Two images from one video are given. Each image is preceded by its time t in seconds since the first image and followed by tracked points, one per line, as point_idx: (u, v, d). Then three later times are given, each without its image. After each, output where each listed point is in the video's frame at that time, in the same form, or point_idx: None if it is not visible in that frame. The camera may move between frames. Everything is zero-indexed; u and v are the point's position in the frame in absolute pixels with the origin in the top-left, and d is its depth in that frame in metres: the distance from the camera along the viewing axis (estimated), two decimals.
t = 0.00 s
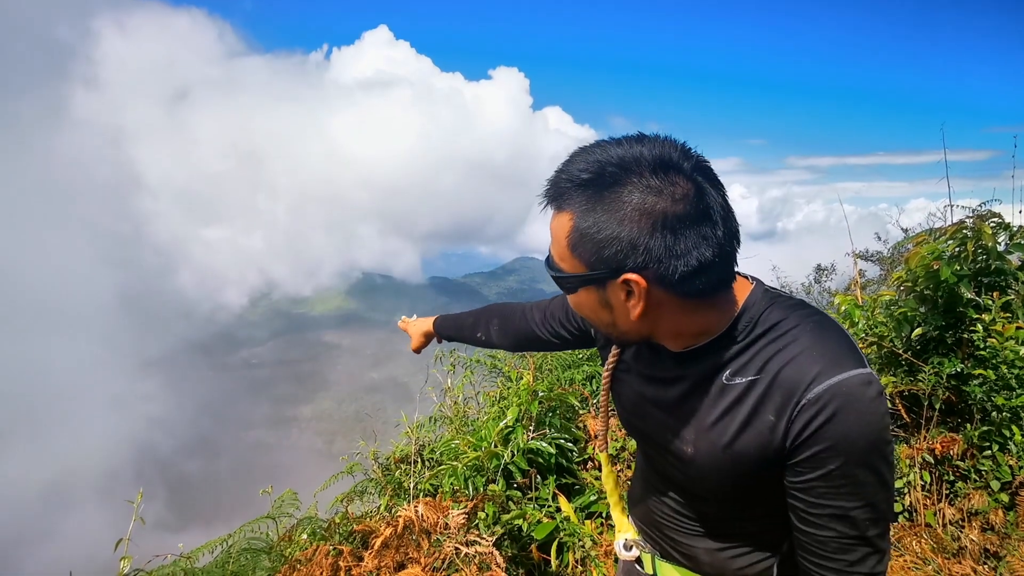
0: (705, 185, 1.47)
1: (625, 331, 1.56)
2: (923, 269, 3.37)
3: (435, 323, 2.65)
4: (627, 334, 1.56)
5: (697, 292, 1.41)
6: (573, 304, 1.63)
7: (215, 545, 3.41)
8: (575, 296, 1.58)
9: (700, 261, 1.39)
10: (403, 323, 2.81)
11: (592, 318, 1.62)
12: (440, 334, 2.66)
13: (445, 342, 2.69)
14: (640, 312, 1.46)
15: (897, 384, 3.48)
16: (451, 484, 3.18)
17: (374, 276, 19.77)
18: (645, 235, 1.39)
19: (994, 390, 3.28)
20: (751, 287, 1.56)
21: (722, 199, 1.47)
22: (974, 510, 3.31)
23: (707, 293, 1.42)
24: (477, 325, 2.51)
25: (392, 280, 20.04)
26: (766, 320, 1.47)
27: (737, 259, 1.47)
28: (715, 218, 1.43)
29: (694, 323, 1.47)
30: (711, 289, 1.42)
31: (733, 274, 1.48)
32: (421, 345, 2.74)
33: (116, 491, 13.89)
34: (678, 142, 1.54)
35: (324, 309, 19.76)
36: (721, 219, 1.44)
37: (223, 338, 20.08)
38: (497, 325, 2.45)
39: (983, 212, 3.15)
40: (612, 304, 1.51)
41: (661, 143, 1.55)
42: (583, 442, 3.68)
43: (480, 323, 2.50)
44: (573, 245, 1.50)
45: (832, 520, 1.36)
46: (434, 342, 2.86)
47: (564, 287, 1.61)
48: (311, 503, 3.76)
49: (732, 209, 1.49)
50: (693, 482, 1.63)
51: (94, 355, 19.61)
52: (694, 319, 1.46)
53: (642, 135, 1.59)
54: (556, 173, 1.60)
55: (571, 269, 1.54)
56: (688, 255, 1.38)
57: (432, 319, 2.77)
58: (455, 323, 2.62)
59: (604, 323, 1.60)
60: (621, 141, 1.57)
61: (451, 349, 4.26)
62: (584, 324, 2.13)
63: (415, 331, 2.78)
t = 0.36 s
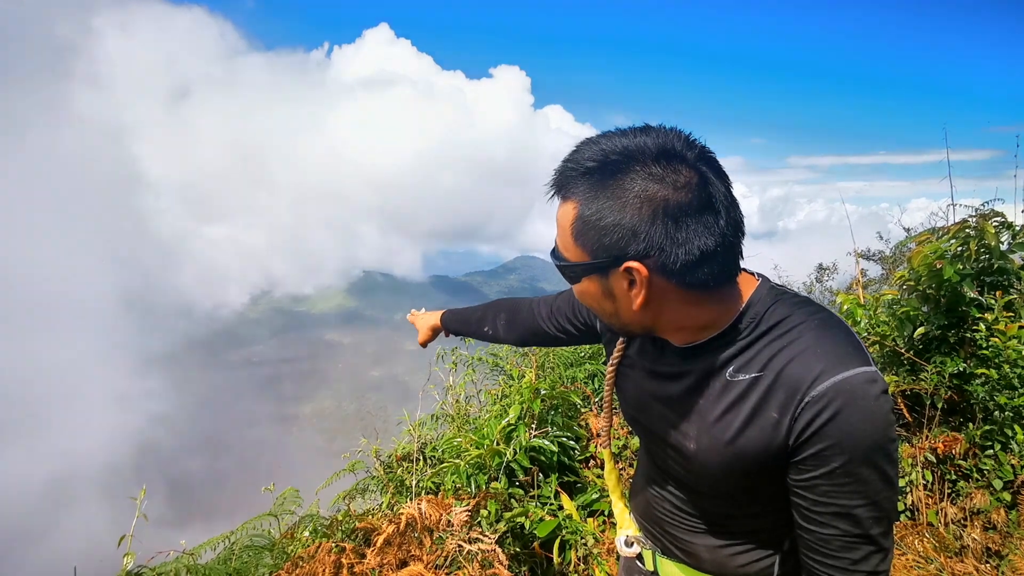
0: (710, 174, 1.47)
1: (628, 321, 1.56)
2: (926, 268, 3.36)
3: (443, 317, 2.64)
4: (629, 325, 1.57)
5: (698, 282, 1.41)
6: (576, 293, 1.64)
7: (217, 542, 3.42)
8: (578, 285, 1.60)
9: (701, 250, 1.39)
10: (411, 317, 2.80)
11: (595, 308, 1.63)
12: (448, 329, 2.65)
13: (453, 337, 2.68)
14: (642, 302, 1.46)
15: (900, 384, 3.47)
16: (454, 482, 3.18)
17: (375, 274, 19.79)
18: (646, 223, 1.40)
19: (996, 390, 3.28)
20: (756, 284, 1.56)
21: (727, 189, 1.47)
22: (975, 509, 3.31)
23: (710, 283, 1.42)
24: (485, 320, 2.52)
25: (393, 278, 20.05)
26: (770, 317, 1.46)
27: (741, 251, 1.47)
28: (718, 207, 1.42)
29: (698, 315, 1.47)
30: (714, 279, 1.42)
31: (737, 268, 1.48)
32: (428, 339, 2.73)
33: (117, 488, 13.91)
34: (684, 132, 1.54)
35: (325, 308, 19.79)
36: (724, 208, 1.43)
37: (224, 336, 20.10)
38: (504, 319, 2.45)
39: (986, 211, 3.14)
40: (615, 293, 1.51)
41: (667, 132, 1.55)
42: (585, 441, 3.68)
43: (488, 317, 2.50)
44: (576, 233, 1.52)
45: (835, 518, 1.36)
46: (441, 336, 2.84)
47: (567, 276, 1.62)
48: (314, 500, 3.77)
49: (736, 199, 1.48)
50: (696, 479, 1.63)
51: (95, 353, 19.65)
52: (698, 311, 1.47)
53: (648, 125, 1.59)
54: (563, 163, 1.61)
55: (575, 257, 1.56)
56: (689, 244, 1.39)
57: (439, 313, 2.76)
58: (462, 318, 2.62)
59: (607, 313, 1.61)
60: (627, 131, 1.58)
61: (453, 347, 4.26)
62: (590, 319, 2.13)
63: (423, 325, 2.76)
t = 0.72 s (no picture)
0: (717, 166, 1.47)
1: (630, 314, 1.56)
2: (927, 268, 3.35)
3: (448, 313, 2.65)
4: (631, 317, 1.57)
5: (702, 274, 1.41)
6: (580, 285, 1.64)
7: (218, 538, 3.42)
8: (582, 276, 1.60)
9: (706, 240, 1.39)
10: (416, 313, 2.81)
11: (597, 300, 1.63)
12: (453, 325, 2.66)
13: (458, 334, 2.68)
14: (645, 292, 1.46)
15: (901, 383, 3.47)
16: (455, 479, 3.18)
17: (376, 272, 19.79)
18: (651, 213, 1.41)
19: (997, 389, 3.28)
20: (760, 280, 1.56)
21: (733, 182, 1.47)
22: (976, 508, 3.32)
23: (714, 275, 1.42)
24: (489, 317, 2.52)
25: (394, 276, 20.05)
26: (773, 314, 1.46)
27: (746, 245, 1.47)
28: (723, 199, 1.42)
29: (700, 310, 1.47)
30: (718, 272, 1.42)
31: (741, 264, 1.48)
32: (433, 335, 2.73)
33: (118, 485, 13.93)
34: (691, 123, 1.54)
35: (325, 305, 19.80)
36: (730, 199, 1.43)
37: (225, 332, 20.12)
38: (508, 316, 2.45)
39: (989, 211, 3.13)
40: (618, 284, 1.51)
41: (675, 124, 1.55)
42: (586, 438, 3.69)
43: (492, 314, 2.51)
44: (581, 223, 1.52)
45: (838, 516, 1.37)
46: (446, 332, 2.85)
47: (570, 266, 1.62)
48: (314, 497, 3.77)
49: (742, 191, 1.48)
50: (698, 476, 1.63)
51: (96, 349, 19.67)
52: (701, 305, 1.47)
53: (656, 117, 1.60)
54: (569, 153, 1.61)
55: (579, 247, 1.55)
56: (694, 234, 1.39)
57: (445, 309, 2.76)
58: (467, 314, 2.62)
59: (609, 305, 1.60)
60: (636, 121, 1.58)
61: (454, 344, 4.25)
62: (594, 315, 2.13)
63: (428, 321, 2.78)
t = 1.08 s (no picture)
0: (733, 154, 1.47)
1: (641, 302, 1.56)
2: (930, 267, 3.34)
3: (457, 306, 2.65)
4: (641, 306, 1.57)
5: (715, 262, 1.41)
6: (592, 272, 1.64)
7: (219, 536, 3.42)
8: (594, 263, 1.59)
9: (721, 227, 1.39)
10: (425, 306, 2.81)
11: (608, 288, 1.63)
12: (461, 318, 2.66)
13: (467, 327, 2.69)
14: (656, 280, 1.46)
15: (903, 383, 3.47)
16: (456, 477, 3.18)
17: (377, 270, 19.80)
18: (667, 198, 1.41)
19: (999, 389, 3.28)
20: (772, 277, 1.56)
21: (749, 170, 1.47)
22: (978, 508, 3.32)
23: (727, 262, 1.42)
24: (498, 310, 2.52)
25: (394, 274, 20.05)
26: (785, 311, 1.46)
27: (760, 237, 1.47)
28: (738, 186, 1.43)
29: (712, 301, 1.47)
30: (731, 260, 1.42)
31: (753, 258, 1.48)
32: (442, 327, 2.73)
33: (119, 482, 13.97)
34: (708, 113, 1.55)
35: (327, 304, 19.81)
36: (745, 188, 1.44)
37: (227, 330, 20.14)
38: (518, 309, 2.45)
39: (991, 211, 3.12)
40: (630, 271, 1.51)
41: (692, 111, 1.56)
42: (588, 437, 3.70)
43: (501, 307, 2.51)
44: (595, 207, 1.53)
45: (847, 515, 1.36)
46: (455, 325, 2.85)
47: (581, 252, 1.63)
48: (316, 495, 3.78)
49: (758, 179, 1.48)
50: (705, 474, 1.63)
51: (97, 346, 19.69)
52: (713, 297, 1.47)
53: (673, 106, 1.60)
54: (586, 140, 1.62)
55: (592, 233, 1.55)
56: (708, 220, 1.39)
57: (454, 302, 2.76)
58: (477, 307, 2.62)
59: (620, 294, 1.60)
60: (653, 110, 1.59)
61: (455, 342, 4.25)
62: (602, 310, 2.13)
63: (438, 314, 2.78)
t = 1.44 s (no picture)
0: (752, 146, 1.46)
1: (652, 295, 1.55)
2: (932, 267, 3.33)
3: (464, 300, 2.64)
4: (651, 299, 1.56)
5: (729, 256, 1.41)
6: (603, 263, 1.63)
7: (221, 533, 3.43)
8: (607, 253, 1.59)
9: (738, 219, 1.39)
10: (432, 298, 2.80)
11: (619, 280, 1.62)
12: (468, 312, 2.65)
13: (473, 320, 2.68)
14: (669, 271, 1.46)
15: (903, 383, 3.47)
16: (457, 476, 3.18)
17: (378, 268, 19.79)
18: (684, 188, 1.41)
19: (1000, 389, 3.28)
20: (781, 275, 1.55)
21: (768, 163, 1.46)
22: (978, 508, 3.32)
23: (742, 256, 1.41)
24: (505, 304, 2.51)
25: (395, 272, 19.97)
26: (793, 311, 1.46)
27: (774, 234, 1.46)
28: (756, 179, 1.42)
29: (725, 296, 1.47)
30: (745, 254, 1.42)
31: (765, 256, 1.48)
32: (448, 320, 2.71)
33: (120, 480, 14.01)
34: (728, 105, 1.54)
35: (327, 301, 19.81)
36: (763, 181, 1.43)
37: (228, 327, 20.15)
38: (525, 304, 2.45)
39: (993, 210, 3.10)
40: (643, 264, 1.51)
41: (711, 103, 1.54)
42: (589, 436, 3.70)
43: (508, 301, 2.50)
44: (610, 197, 1.53)
45: (853, 517, 1.36)
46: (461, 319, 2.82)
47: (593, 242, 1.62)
48: (316, 492, 3.78)
49: (776, 173, 1.47)
50: (708, 472, 1.63)
51: (98, 343, 19.70)
52: (725, 293, 1.46)
53: (693, 98, 1.59)
54: (603, 130, 1.61)
55: (607, 223, 1.55)
56: (725, 211, 1.39)
57: (461, 296, 2.75)
58: (483, 301, 2.61)
59: (631, 286, 1.60)
60: (672, 100, 1.58)
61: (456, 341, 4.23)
62: (609, 306, 2.13)
63: (444, 306, 2.75)
